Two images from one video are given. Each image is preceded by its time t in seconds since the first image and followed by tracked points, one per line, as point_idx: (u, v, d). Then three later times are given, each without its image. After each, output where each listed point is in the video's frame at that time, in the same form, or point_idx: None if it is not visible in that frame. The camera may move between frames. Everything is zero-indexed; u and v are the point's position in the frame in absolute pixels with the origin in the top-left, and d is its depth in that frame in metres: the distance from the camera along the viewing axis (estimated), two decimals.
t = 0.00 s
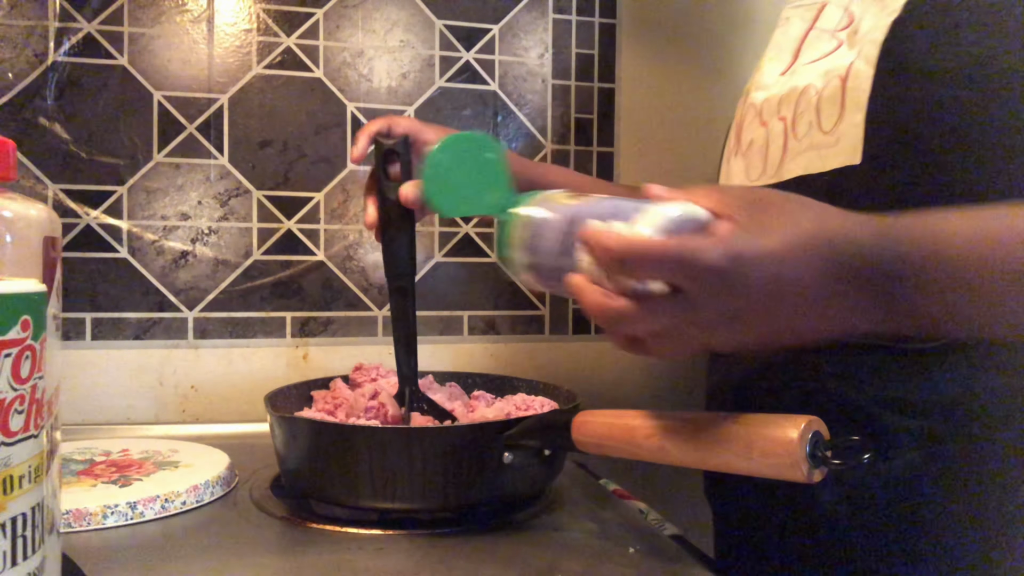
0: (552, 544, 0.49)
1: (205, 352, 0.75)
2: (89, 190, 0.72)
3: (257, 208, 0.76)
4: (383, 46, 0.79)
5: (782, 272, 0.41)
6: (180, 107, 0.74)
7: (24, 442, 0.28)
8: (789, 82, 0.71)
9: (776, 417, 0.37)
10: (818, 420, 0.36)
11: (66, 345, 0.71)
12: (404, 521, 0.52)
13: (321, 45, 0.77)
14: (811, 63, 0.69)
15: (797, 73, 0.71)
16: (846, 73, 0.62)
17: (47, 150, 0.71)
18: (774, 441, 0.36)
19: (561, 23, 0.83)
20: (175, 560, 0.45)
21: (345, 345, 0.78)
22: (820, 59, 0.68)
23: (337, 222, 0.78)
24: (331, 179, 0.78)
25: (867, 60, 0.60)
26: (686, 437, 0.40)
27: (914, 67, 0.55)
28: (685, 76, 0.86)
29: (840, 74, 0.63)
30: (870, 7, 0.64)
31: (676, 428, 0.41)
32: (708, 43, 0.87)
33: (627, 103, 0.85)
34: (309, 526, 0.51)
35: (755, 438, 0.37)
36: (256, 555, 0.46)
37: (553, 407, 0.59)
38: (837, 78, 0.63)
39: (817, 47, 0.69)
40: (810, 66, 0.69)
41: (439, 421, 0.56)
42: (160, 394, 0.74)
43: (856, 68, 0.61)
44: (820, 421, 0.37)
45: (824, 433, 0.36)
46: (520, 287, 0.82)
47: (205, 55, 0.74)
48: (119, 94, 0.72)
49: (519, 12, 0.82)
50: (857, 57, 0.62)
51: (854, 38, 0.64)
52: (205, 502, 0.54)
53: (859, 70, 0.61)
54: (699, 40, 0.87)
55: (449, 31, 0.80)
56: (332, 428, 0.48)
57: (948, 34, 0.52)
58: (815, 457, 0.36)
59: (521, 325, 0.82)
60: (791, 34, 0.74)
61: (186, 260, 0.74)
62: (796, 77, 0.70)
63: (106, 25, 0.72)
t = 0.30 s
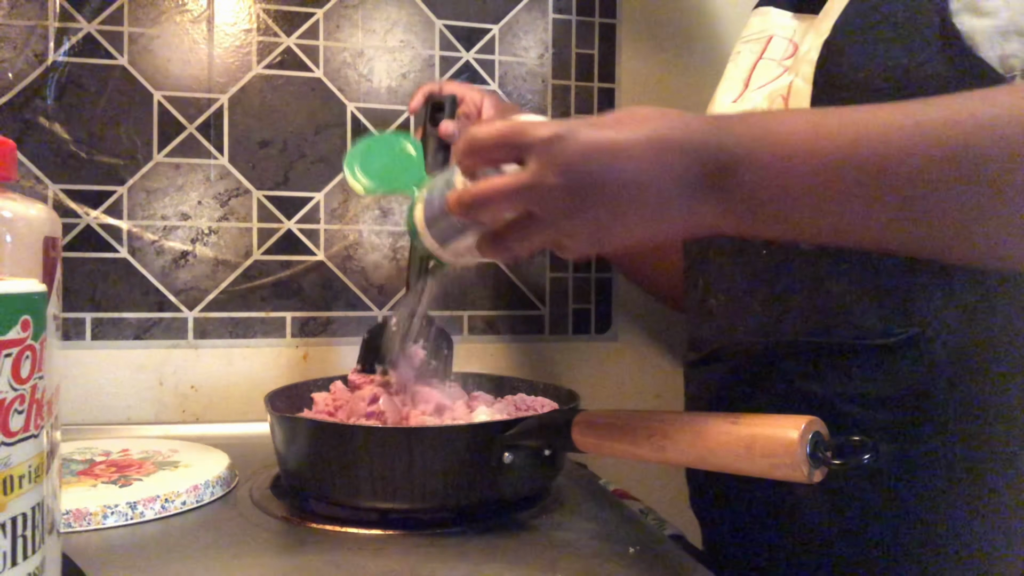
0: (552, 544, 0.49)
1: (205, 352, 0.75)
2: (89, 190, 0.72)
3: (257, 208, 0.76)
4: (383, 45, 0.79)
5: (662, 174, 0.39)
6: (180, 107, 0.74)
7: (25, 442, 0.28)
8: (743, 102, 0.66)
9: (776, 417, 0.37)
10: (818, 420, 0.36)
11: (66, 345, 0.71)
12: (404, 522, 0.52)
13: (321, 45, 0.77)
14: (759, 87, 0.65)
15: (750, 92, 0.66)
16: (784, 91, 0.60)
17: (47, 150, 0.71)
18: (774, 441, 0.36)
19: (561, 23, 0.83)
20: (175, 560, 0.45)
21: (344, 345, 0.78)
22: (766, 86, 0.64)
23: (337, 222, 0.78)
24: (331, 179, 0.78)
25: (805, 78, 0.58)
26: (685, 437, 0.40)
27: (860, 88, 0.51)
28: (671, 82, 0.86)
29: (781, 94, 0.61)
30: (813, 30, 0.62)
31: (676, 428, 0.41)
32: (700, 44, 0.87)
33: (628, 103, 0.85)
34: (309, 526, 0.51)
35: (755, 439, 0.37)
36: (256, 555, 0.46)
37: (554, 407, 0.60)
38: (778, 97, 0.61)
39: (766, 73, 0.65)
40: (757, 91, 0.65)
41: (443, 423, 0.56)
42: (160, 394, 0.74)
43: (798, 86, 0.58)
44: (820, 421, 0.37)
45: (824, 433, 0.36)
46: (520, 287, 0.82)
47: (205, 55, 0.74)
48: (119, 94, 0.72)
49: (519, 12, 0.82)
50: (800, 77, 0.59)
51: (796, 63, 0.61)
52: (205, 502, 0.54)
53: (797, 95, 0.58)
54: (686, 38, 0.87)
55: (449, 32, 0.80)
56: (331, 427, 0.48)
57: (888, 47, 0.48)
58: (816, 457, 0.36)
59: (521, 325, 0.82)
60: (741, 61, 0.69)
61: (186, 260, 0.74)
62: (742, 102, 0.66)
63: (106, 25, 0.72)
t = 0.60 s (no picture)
0: (552, 544, 0.49)
1: (205, 352, 0.75)
2: (90, 190, 0.72)
3: (257, 208, 0.76)
4: (383, 45, 0.79)
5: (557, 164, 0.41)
6: (180, 107, 0.74)
7: (24, 442, 0.28)
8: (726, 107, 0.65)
9: (775, 417, 0.37)
10: (818, 421, 0.36)
11: (66, 345, 0.71)
12: (404, 522, 0.52)
13: (321, 45, 0.77)
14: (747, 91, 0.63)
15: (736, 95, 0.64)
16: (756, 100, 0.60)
17: (47, 150, 0.71)
18: (773, 441, 0.36)
19: (561, 23, 0.83)
20: (174, 560, 0.45)
21: (345, 345, 0.78)
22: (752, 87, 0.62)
23: (337, 222, 0.78)
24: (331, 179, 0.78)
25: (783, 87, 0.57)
26: (685, 437, 0.40)
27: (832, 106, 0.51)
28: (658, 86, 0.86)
29: (757, 101, 0.61)
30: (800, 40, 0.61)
31: (675, 428, 0.41)
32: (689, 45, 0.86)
33: (628, 103, 0.85)
34: (309, 526, 0.51)
35: (754, 438, 0.37)
36: (256, 556, 0.46)
37: (553, 407, 0.60)
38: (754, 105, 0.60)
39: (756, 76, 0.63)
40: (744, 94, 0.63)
41: (445, 424, 0.55)
42: (160, 395, 0.74)
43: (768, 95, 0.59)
44: (820, 421, 0.37)
45: (825, 433, 0.36)
46: (520, 287, 0.82)
47: (205, 55, 0.74)
48: (119, 94, 0.72)
49: (519, 12, 0.82)
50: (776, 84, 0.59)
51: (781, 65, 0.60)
52: (205, 502, 0.54)
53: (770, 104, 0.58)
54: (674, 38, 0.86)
55: (449, 32, 0.80)
56: (331, 428, 0.48)
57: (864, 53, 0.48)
58: (815, 457, 0.36)
59: (521, 325, 0.82)
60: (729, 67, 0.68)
61: (186, 260, 0.74)
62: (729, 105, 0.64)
63: (106, 25, 0.72)
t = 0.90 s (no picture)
0: (552, 544, 0.49)
1: (205, 352, 0.75)
2: (90, 190, 0.72)
3: (257, 208, 0.76)
4: (383, 45, 0.79)
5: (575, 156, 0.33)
6: (180, 107, 0.74)
7: (25, 442, 0.28)
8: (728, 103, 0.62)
9: (775, 417, 0.37)
10: (818, 421, 0.36)
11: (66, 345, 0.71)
12: (405, 521, 0.52)
13: (321, 45, 0.77)
14: (752, 88, 0.60)
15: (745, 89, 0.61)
16: (760, 99, 0.56)
17: (47, 150, 0.71)
18: (773, 441, 0.36)
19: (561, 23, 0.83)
20: (174, 560, 0.45)
21: (345, 345, 0.78)
22: (755, 84, 0.59)
23: (337, 222, 0.78)
24: (331, 179, 0.78)
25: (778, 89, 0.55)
26: (685, 437, 0.40)
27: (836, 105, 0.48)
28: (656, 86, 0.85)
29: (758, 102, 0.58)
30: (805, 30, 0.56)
31: (676, 428, 0.41)
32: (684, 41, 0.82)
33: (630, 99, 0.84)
34: (309, 526, 0.51)
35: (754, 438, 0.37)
36: (257, 555, 0.46)
37: (553, 407, 0.60)
38: (755, 104, 0.57)
39: (762, 72, 0.59)
40: (749, 91, 0.60)
41: (446, 423, 0.55)
42: (160, 395, 0.74)
43: (771, 95, 0.56)
44: (820, 421, 0.37)
45: (825, 433, 0.36)
46: (520, 287, 0.83)
47: (205, 55, 0.74)
48: (119, 94, 0.72)
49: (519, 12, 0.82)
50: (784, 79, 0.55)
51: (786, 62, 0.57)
52: (204, 502, 0.54)
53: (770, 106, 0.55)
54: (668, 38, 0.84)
55: (449, 32, 0.80)
56: (331, 427, 0.48)
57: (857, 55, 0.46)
58: (816, 457, 0.36)
59: (521, 325, 0.83)
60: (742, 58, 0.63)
61: (186, 260, 0.74)
62: (734, 102, 0.61)
63: (106, 25, 0.72)
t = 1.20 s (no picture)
0: (552, 544, 0.49)
1: (205, 351, 0.75)
2: (90, 190, 0.72)
3: (257, 208, 0.76)
4: (383, 45, 0.79)
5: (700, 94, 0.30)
6: (180, 107, 0.74)
7: (24, 442, 0.28)
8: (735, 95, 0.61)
9: (776, 417, 0.37)
10: (819, 420, 0.36)
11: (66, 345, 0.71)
12: (404, 522, 0.52)
13: (321, 45, 0.77)
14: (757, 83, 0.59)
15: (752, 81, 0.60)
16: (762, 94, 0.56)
17: (48, 151, 0.71)
18: (774, 441, 0.36)
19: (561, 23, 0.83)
20: (174, 560, 0.45)
21: (345, 345, 0.78)
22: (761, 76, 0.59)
23: (337, 222, 0.78)
24: (331, 179, 0.78)
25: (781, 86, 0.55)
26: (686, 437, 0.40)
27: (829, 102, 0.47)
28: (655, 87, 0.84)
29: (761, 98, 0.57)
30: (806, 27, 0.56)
31: (676, 428, 0.41)
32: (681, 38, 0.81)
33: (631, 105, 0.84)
34: (309, 526, 0.51)
35: (755, 438, 0.37)
36: (257, 555, 0.46)
37: (554, 407, 0.60)
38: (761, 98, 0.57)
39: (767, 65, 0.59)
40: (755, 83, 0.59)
41: (446, 424, 0.55)
42: (160, 394, 0.74)
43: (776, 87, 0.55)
44: (820, 421, 0.37)
45: (825, 433, 0.36)
46: (520, 287, 0.83)
47: (205, 55, 0.74)
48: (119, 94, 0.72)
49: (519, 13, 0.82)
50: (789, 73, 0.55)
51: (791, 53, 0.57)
52: (204, 502, 0.54)
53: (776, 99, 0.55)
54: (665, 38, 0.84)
55: (449, 32, 0.80)
56: (331, 427, 0.48)
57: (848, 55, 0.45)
58: (816, 457, 0.36)
59: (521, 325, 0.83)
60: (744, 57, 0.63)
61: (186, 260, 0.74)
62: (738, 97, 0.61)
63: (106, 25, 0.72)
